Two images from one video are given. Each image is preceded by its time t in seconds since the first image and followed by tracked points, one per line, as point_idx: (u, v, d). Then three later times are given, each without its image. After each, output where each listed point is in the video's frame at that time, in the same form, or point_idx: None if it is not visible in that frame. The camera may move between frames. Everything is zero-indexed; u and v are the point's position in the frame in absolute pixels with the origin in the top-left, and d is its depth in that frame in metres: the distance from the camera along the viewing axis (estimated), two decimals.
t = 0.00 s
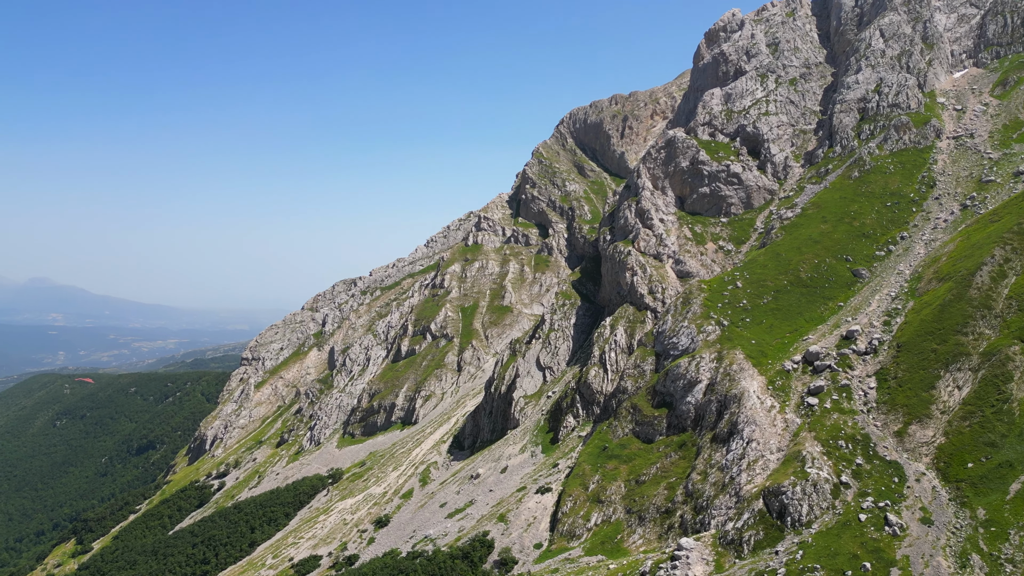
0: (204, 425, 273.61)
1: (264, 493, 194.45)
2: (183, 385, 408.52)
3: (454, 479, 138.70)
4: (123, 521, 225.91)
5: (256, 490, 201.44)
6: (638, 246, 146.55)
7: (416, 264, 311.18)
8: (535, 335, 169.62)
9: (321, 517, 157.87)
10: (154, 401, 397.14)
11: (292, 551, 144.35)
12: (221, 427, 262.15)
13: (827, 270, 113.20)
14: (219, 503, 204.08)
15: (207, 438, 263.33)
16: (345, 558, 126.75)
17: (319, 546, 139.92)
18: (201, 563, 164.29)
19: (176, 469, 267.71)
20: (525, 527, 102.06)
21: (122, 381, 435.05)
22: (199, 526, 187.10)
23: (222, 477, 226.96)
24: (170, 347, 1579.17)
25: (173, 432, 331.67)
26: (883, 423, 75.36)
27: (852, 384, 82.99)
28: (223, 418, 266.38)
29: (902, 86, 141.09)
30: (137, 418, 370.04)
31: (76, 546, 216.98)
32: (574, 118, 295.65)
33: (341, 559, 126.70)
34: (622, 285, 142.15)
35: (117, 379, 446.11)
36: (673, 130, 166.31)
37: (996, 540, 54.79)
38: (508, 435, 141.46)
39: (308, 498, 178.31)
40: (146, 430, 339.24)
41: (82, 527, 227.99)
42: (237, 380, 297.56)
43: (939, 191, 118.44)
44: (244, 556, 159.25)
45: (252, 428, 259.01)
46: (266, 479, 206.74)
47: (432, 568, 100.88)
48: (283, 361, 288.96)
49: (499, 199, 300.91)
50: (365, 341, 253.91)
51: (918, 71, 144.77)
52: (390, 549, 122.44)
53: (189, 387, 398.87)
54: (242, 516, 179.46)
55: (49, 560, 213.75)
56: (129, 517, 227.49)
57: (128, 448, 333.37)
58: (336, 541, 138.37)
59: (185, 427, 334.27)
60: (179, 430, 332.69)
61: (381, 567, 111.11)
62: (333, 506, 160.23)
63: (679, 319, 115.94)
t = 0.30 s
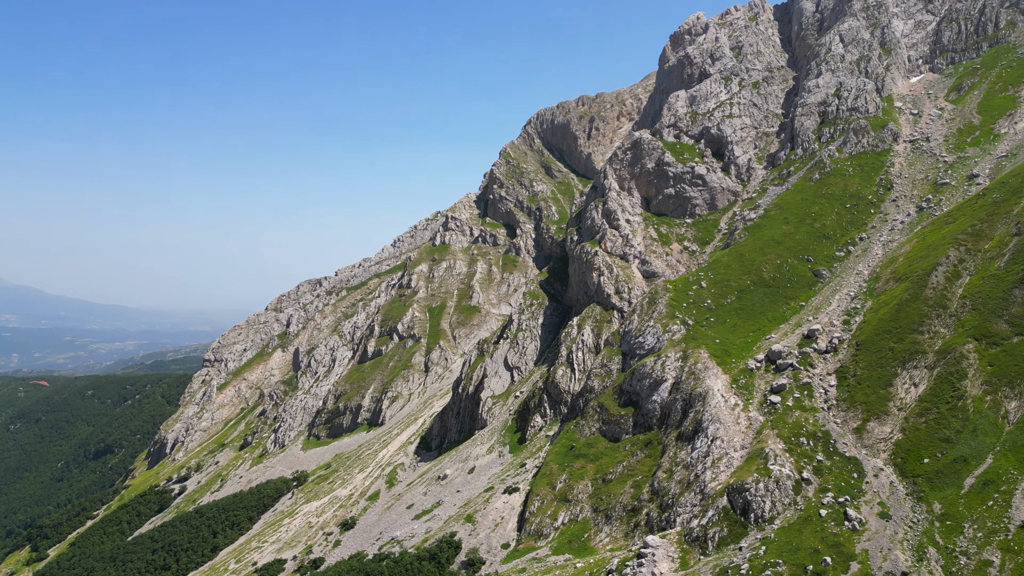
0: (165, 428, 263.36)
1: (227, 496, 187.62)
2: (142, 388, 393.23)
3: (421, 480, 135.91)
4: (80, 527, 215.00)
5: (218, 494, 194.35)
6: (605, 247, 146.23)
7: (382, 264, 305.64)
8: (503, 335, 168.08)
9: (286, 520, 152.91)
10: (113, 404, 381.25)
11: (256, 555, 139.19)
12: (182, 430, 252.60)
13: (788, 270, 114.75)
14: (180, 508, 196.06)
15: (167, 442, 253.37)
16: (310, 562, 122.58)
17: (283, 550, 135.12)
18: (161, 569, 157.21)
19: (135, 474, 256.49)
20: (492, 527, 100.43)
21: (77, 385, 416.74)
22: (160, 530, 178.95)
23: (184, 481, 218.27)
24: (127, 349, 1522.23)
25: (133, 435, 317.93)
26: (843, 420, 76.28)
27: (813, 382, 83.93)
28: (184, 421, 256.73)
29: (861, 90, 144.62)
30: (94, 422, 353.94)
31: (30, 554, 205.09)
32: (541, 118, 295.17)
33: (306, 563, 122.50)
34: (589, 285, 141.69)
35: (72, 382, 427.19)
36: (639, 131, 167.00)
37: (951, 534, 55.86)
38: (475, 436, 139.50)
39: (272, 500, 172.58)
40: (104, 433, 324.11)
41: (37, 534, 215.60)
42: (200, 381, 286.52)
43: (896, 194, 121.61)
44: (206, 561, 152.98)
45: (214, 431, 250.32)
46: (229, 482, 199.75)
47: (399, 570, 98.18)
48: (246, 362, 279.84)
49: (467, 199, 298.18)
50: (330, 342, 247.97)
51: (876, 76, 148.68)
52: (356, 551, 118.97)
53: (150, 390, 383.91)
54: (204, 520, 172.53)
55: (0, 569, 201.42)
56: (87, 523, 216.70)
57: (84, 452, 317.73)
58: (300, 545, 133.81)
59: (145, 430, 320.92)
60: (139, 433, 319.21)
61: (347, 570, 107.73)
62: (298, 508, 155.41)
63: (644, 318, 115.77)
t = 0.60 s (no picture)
0: (123, 431, 252.50)
1: (188, 501, 180.54)
2: (100, 391, 377.29)
3: (387, 482, 132.92)
4: (32, 535, 203.64)
5: (179, 498, 186.82)
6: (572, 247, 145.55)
7: (348, 263, 299.38)
8: (471, 335, 166.10)
9: (249, 524, 147.72)
10: (68, 408, 364.63)
11: (218, 560, 133.98)
12: (142, 434, 242.81)
13: (752, 271, 116.05)
14: (140, 513, 187.89)
15: (126, 446, 242.99)
16: (273, 565, 118.24)
17: (246, 554, 130.17)
18: None
19: (91, 480, 244.94)
20: (460, 528, 98.69)
21: (30, 390, 397.63)
22: (118, 536, 170.72)
23: (143, 485, 208.96)
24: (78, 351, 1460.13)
25: (89, 439, 303.84)
26: (804, 417, 77.16)
27: (775, 380, 84.75)
28: (143, 424, 246.81)
29: (822, 95, 147.88)
30: (47, 426, 337.28)
31: None
32: (508, 118, 293.61)
33: (269, 568, 118.04)
34: (557, 286, 140.90)
35: (25, 387, 407.70)
36: (606, 133, 167.33)
37: (908, 528, 57.01)
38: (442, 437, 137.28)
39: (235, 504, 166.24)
40: (59, 438, 308.78)
41: None
42: (160, 384, 275.68)
43: (855, 196, 124.69)
44: (166, 567, 146.48)
45: (174, 434, 241.03)
46: (190, 486, 192.36)
47: (366, 573, 95.42)
48: (208, 363, 269.55)
49: (434, 198, 294.54)
50: (295, 343, 240.84)
51: (836, 80, 152.54)
52: (322, 554, 115.44)
53: (107, 393, 367.54)
54: (164, 525, 165.44)
55: None
56: (40, 530, 205.51)
57: (37, 458, 301.63)
58: (264, 549, 129.05)
59: (103, 434, 307.14)
60: (96, 437, 305.30)
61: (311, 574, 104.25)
62: (262, 512, 150.33)
63: (611, 318, 115.47)
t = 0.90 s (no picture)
0: (81, 434, 241.48)
1: (147, 506, 173.22)
2: (55, 394, 360.70)
3: (354, 484, 129.56)
4: None
5: (138, 503, 179.19)
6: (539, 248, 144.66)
7: (314, 263, 291.99)
8: (438, 335, 163.69)
9: (211, 528, 142.37)
10: (20, 412, 347.32)
11: (178, 566, 128.60)
12: (100, 437, 232.74)
13: (716, 271, 117.07)
14: (97, 519, 179.76)
15: (83, 450, 232.37)
16: (236, 570, 113.78)
17: (208, 559, 125.21)
18: None
19: (46, 486, 233.30)
20: (427, 529, 96.69)
21: None
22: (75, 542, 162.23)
23: (101, 490, 199.42)
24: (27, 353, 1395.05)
25: (45, 443, 289.73)
26: (767, 415, 77.85)
27: (739, 378, 85.39)
28: (102, 427, 236.58)
29: (784, 98, 150.87)
30: None
31: None
32: (475, 118, 291.44)
33: (231, 573, 113.46)
34: (525, 286, 139.80)
35: None
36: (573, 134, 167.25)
37: (867, 523, 58.06)
38: (409, 438, 134.71)
39: (197, 509, 159.77)
40: (12, 442, 293.40)
41: None
42: (119, 387, 264.07)
43: (816, 198, 127.49)
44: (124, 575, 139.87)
45: (134, 438, 231.33)
46: (150, 491, 184.77)
47: None
48: (170, 365, 257.51)
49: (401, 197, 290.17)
50: (259, 344, 230.61)
51: (798, 84, 156.03)
52: (286, 558, 111.69)
53: (63, 395, 351.31)
54: (122, 531, 158.19)
55: None
56: None
57: None
58: (226, 554, 124.20)
59: (59, 438, 293.48)
60: (52, 441, 291.36)
61: None
62: (224, 516, 145.05)
63: (578, 318, 114.95)
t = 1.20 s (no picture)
0: (37, 438, 230.45)
1: (105, 511, 165.74)
2: (8, 398, 343.39)
3: (320, 486, 126.02)
4: None
5: (96, 508, 171.45)
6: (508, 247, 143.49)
7: (279, 262, 282.66)
8: (406, 335, 161.04)
9: (172, 533, 136.85)
10: None
11: (137, 573, 123.03)
12: (56, 441, 222.63)
13: (681, 270, 117.80)
14: (53, 525, 171.46)
15: (38, 454, 221.72)
16: None
17: (169, 564, 120.07)
18: None
19: None
20: (394, 530, 94.63)
21: None
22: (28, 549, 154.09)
23: (57, 495, 189.88)
24: None
25: None
26: (732, 412, 78.29)
27: (704, 376, 85.83)
28: (59, 431, 226.23)
29: (748, 100, 153.55)
30: None
31: None
32: (443, 117, 288.58)
33: None
34: (493, 285, 138.44)
35: None
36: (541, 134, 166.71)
37: (828, 517, 58.96)
38: (377, 438, 131.95)
39: (158, 513, 153.24)
40: None
41: None
42: (76, 389, 252.01)
43: (779, 199, 129.87)
44: None
45: (92, 441, 221.55)
46: (109, 495, 177.03)
47: None
48: (129, 367, 247.01)
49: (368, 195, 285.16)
50: (222, 345, 222.55)
51: (761, 87, 159.43)
52: (250, 562, 107.76)
53: (16, 398, 334.40)
54: (79, 537, 150.85)
55: None
56: None
57: None
58: (188, 558, 119.25)
59: (13, 442, 278.90)
60: (4, 446, 276.72)
61: None
62: (186, 520, 139.59)
63: (547, 317, 114.21)
